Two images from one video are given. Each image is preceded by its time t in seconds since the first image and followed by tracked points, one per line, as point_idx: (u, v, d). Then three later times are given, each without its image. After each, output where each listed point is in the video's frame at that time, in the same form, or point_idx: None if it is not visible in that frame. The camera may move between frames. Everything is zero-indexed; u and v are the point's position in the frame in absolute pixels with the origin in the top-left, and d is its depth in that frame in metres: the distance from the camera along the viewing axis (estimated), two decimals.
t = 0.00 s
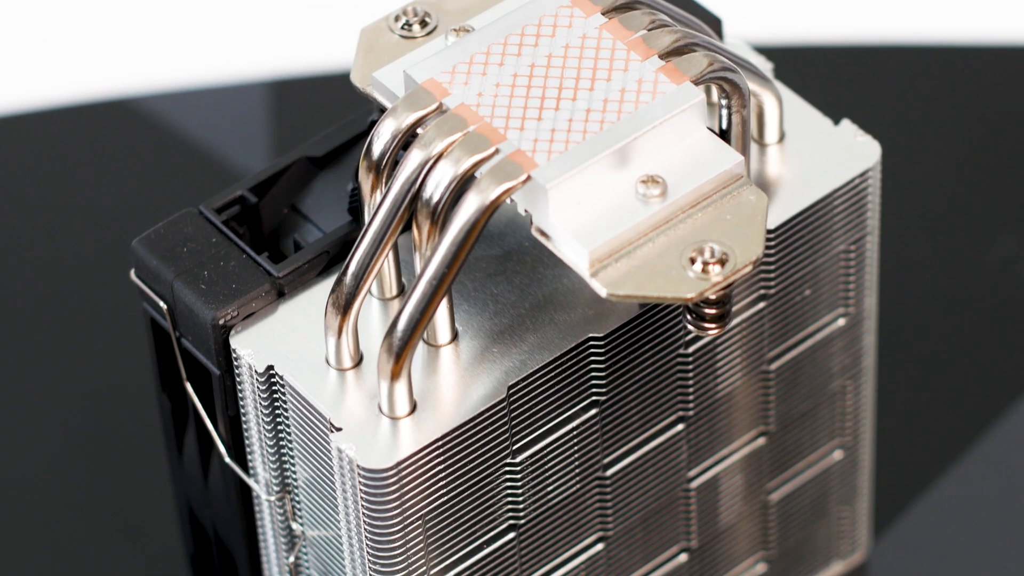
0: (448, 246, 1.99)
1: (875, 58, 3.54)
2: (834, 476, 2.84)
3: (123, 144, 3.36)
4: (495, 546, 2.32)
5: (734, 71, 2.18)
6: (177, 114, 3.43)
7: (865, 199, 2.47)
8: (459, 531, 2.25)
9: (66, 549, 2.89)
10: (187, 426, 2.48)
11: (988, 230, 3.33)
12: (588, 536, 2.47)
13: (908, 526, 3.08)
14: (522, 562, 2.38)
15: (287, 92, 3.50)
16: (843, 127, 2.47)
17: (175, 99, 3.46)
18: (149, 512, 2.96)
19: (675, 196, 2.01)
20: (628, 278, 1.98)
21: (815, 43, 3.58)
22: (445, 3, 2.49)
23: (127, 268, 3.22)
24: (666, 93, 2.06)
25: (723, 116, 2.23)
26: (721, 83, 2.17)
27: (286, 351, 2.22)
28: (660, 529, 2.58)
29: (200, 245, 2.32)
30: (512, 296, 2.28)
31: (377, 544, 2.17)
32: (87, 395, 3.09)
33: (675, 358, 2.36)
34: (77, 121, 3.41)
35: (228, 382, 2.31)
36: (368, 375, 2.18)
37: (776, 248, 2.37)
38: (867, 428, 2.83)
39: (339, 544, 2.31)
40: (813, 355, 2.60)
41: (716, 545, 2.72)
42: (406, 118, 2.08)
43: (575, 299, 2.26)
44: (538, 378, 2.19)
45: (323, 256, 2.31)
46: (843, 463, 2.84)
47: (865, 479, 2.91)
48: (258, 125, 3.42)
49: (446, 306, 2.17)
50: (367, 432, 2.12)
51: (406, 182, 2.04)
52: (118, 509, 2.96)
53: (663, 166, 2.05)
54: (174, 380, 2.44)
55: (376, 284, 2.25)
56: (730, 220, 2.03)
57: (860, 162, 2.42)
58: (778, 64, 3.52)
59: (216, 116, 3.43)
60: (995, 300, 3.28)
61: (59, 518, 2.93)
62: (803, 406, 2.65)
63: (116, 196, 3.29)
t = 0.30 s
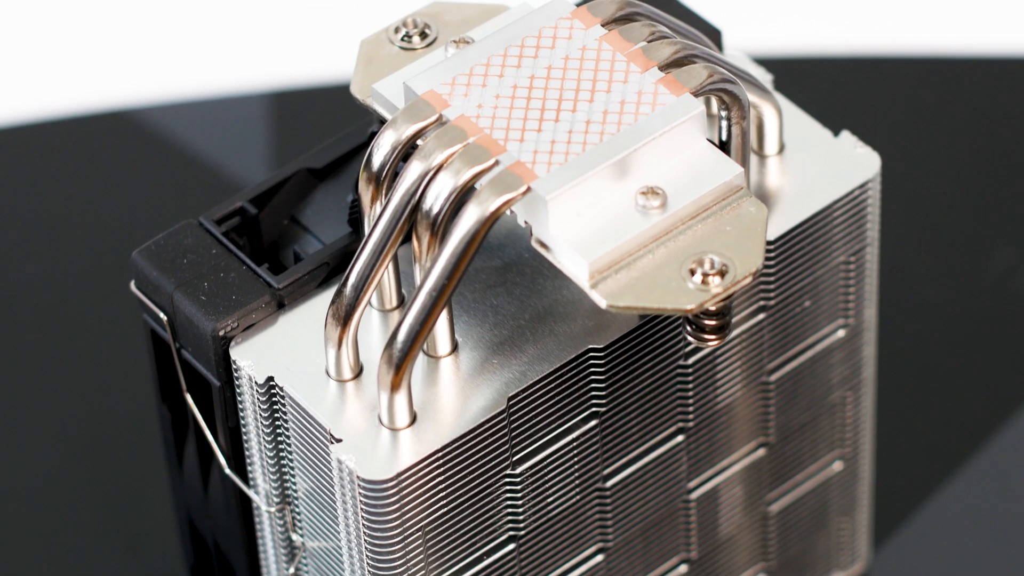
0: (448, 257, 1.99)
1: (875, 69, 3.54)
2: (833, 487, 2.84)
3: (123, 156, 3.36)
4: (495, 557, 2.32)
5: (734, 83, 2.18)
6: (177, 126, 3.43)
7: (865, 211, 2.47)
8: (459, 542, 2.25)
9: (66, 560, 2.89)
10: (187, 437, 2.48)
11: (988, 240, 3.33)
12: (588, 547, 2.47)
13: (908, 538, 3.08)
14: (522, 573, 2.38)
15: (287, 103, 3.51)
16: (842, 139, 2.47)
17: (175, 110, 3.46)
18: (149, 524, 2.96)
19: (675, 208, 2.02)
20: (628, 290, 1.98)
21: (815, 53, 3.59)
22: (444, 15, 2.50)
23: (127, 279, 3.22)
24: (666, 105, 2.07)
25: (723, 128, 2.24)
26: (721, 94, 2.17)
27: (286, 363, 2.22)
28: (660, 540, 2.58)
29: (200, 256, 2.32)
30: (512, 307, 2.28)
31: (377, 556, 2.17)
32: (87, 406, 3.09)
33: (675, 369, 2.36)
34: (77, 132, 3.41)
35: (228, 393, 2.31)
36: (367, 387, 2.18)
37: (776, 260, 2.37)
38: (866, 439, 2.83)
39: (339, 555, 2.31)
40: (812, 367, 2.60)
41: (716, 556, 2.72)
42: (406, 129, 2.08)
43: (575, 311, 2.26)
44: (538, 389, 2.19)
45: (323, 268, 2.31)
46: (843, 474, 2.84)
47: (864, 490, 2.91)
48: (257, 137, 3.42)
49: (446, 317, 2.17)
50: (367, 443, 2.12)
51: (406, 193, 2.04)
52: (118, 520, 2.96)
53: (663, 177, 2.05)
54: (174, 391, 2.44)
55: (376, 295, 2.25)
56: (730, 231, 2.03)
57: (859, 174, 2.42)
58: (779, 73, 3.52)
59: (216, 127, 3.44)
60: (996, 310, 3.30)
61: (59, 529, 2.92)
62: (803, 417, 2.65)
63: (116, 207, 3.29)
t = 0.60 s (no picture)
0: (448, 269, 1.99)
1: (876, 80, 3.55)
2: (833, 498, 2.84)
3: (124, 167, 3.37)
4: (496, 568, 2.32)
5: (734, 95, 2.19)
6: (178, 138, 3.44)
7: (865, 223, 2.47)
8: (459, 554, 2.25)
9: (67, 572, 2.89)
10: (187, 449, 2.48)
11: (988, 252, 3.34)
12: (588, 558, 2.46)
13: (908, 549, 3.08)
14: None
15: (287, 115, 3.51)
16: (843, 150, 2.48)
17: (176, 123, 3.47)
18: (149, 536, 2.96)
19: (675, 219, 2.02)
20: (628, 301, 1.98)
21: (816, 65, 3.59)
22: (445, 26, 2.51)
23: (127, 290, 3.22)
24: (666, 117, 2.07)
25: (723, 139, 2.24)
26: (721, 106, 2.18)
27: (286, 374, 2.22)
28: (661, 551, 2.58)
29: (200, 268, 2.32)
30: (512, 319, 2.28)
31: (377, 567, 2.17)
32: (87, 416, 3.09)
33: (675, 381, 2.36)
34: (78, 144, 3.41)
35: (228, 405, 2.31)
36: (368, 398, 2.18)
37: (776, 272, 2.37)
38: (866, 450, 2.84)
39: (339, 567, 2.32)
40: (813, 378, 2.60)
41: (717, 568, 2.72)
42: (406, 141, 2.08)
43: (575, 322, 2.26)
44: (538, 401, 2.19)
45: (323, 279, 2.31)
46: (844, 485, 2.84)
47: (864, 502, 2.92)
48: (258, 148, 3.43)
49: (446, 329, 2.17)
50: (368, 454, 2.12)
51: (406, 205, 2.04)
52: (118, 532, 2.96)
53: (663, 189, 2.05)
54: (174, 403, 2.44)
55: (376, 307, 2.25)
56: (729, 242, 2.04)
57: (860, 186, 2.42)
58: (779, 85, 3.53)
59: (217, 139, 3.44)
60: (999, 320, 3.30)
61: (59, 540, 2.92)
62: (804, 428, 2.65)
63: (116, 219, 3.30)
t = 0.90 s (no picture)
0: (448, 282, 1.99)
1: (875, 94, 3.55)
2: (833, 511, 2.84)
3: (124, 180, 3.37)
4: None
5: (734, 108, 2.19)
6: (178, 151, 3.44)
7: (864, 236, 2.48)
8: (458, 567, 2.25)
9: None
10: (186, 462, 2.48)
11: (988, 266, 3.34)
12: (587, 571, 2.46)
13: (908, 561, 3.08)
14: None
15: (287, 128, 3.52)
16: (842, 163, 2.48)
17: (176, 137, 3.48)
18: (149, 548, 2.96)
19: (674, 233, 2.02)
20: (628, 314, 1.98)
21: (815, 80, 3.60)
22: (445, 39, 2.51)
23: (127, 301, 3.22)
24: (665, 130, 2.07)
25: (722, 152, 2.24)
26: (721, 119, 2.18)
27: (286, 387, 2.22)
28: (660, 564, 2.58)
29: (200, 281, 2.32)
30: (512, 332, 2.28)
31: None
32: (87, 426, 3.08)
33: (674, 394, 2.36)
34: (78, 157, 3.41)
35: (228, 418, 2.31)
36: (368, 411, 2.18)
37: (776, 285, 2.37)
38: (865, 463, 2.84)
39: None
40: (812, 392, 2.60)
41: None
42: (406, 154, 2.09)
43: (575, 336, 2.26)
44: (538, 414, 2.19)
45: (322, 292, 2.31)
46: (843, 497, 2.84)
47: (863, 514, 2.91)
48: (258, 162, 3.43)
49: (446, 342, 2.17)
50: (367, 467, 2.12)
51: (405, 218, 2.04)
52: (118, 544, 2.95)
53: (662, 202, 2.06)
54: (174, 416, 2.44)
55: (376, 320, 2.25)
56: (729, 256, 2.04)
57: (859, 199, 2.43)
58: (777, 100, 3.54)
59: (217, 153, 3.45)
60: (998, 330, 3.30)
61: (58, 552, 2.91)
62: (804, 441, 2.65)
63: (117, 231, 3.29)
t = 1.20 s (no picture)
0: (447, 296, 2.00)
1: (875, 108, 3.56)
2: (833, 525, 2.84)
3: (124, 194, 3.37)
4: None
5: (733, 122, 2.19)
6: (178, 165, 3.45)
7: (864, 249, 2.48)
8: None
9: None
10: (186, 475, 2.48)
11: (989, 278, 3.35)
12: None
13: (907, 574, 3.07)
14: None
15: (287, 142, 3.52)
16: (842, 177, 2.49)
17: (176, 151, 3.48)
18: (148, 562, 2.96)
19: (674, 246, 2.02)
20: (627, 328, 1.98)
21: (815, 94, 3.61)
22: (444, 53, 2.52)
23: (127, 315, 3.21)
24: (665, 144, 2.07)
25: (722, 166, 2.24)
26: (720, 132, 2.18)
27: (286, 401, 2.22)
28: None
29: (200, 294, 2.32)
30: (512, 345, 2.28)
31: None
32: (87, 438, 3.08)
33: (674, 408, 2.36)
34: (78, 171, 3.42)
35: (228, 432, 2.31)
36: (367, 425, 2.18)
37: (775, 298, 2.38)
38: (865, 477, 2.84)
39: None
40: (812, 405, 2.60)
41: None
42: (405, 167, 2.09)
43: (575, 349, 2.26)
44: (538, 428, 2.19)
45: (322, 306, 2.31)
46: (843, 510, 2.84)
47: (862, 528, 2.91)
48: (257, 176, 3.43)
49: (446, 356, 2.17)
50: (367, 481, 2.12)
51: (405, 232, 2.04)
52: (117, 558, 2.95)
53: (662, 216, 2.06)
54: (174, 430, 2.44)
55: (376, 333, 2.25)
56: (728, 270, 2.04)
57: (859, 212, 2.43)
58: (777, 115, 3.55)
59: (217, 166, 3.45)
60: (998, 345, 3.30)
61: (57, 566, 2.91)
62: (803, 455, 2.66)
63: (116, 245, 3.29)
